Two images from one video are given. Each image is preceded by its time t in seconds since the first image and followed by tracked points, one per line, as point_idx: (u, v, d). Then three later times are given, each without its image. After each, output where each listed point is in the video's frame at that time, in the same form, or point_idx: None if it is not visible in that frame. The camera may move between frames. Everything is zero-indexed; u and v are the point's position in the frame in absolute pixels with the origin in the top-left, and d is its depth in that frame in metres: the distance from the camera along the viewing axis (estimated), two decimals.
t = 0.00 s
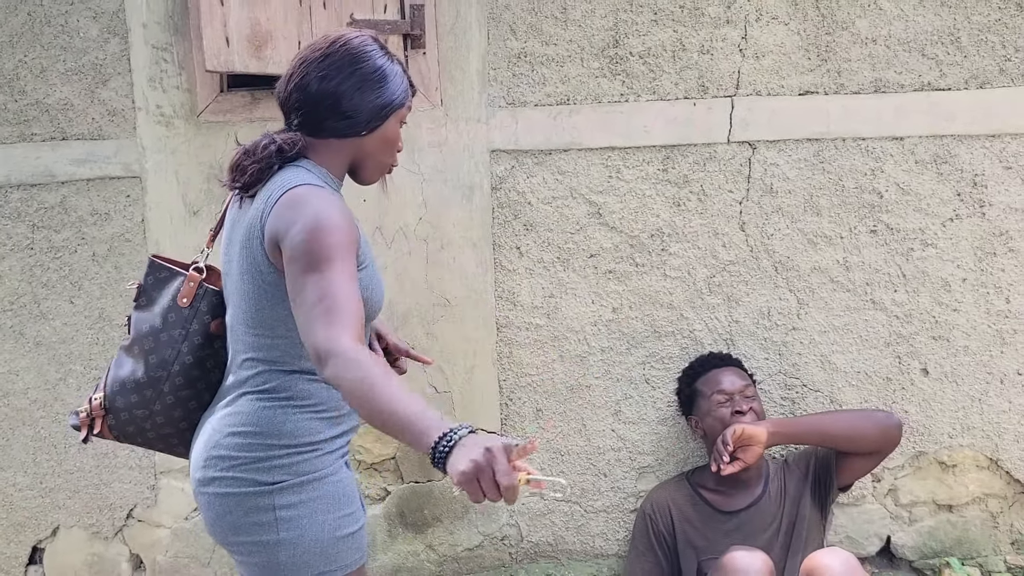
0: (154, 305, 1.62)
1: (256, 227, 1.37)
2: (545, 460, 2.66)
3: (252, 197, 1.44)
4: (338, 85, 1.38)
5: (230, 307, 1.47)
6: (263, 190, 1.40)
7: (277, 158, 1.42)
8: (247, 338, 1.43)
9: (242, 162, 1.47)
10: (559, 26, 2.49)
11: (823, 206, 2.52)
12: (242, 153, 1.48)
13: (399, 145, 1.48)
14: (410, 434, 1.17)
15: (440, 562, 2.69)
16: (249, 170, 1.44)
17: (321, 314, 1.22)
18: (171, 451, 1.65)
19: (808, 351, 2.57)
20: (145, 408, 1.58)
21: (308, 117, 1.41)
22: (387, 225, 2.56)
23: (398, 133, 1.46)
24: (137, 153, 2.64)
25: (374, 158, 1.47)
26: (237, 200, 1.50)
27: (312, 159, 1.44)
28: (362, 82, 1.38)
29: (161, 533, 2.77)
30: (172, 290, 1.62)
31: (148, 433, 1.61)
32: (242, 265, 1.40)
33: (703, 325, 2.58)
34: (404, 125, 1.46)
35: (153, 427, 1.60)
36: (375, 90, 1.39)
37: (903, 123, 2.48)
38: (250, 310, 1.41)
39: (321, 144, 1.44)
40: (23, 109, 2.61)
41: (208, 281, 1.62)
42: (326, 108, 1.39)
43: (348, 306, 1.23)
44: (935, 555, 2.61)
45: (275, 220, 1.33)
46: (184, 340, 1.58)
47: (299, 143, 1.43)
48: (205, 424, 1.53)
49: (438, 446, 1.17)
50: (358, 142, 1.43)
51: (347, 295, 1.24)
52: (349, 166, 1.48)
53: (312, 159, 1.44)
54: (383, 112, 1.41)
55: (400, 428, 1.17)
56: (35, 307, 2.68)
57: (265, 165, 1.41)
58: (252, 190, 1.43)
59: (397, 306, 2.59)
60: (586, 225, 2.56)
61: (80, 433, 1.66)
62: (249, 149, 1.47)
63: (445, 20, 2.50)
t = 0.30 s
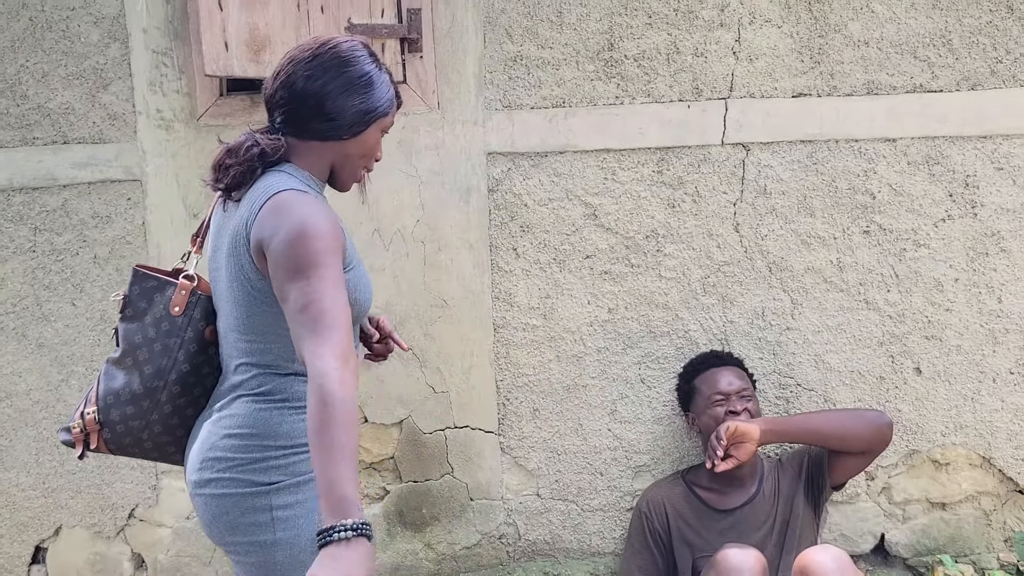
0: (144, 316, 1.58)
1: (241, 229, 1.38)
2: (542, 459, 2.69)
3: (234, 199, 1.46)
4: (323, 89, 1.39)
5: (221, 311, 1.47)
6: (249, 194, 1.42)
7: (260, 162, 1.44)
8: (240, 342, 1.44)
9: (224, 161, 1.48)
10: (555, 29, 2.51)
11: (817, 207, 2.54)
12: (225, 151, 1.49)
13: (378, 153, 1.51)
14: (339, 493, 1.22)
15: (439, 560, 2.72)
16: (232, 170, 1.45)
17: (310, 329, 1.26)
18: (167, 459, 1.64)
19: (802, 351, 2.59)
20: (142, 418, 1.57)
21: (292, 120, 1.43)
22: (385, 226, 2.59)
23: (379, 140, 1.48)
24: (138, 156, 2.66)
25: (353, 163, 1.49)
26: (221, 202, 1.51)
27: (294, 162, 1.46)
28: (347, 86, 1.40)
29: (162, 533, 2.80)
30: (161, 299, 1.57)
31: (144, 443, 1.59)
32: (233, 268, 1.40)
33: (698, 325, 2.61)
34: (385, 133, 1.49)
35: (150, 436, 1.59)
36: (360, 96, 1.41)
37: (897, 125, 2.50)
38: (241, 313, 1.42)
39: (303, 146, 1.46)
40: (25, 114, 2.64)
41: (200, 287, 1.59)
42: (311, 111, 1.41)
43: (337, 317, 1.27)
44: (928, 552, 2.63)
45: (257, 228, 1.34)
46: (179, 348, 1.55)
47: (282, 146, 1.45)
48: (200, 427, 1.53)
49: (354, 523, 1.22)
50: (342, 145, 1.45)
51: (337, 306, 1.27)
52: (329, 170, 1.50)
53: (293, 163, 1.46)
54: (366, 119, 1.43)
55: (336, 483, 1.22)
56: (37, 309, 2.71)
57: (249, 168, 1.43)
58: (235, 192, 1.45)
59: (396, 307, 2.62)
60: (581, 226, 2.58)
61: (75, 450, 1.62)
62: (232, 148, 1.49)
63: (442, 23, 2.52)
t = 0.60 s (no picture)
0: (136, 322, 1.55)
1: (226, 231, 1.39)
2: (543, 458, 2.70)
3: (222, 201, 1.47)
4: (311, 90, 1.40)
5: (210, 316, 1.47)
6: (236, 197, 1.42)
7: (247, 163, 1.44)
8: (228, 346, 1.44)
9: (211, 161, 1.49)
10: (556, 31, 2.52)
11: (817, 208, 2.56)
12: (213, 151, 1.49)
13: (365, 158, 1.52)
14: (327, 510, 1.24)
15: (441, 559, 2.73)
16: (219, 171, 1.46)
17: (298, 341, 1.27)
18: (163, 465, 1.62)
19: (801, 350, 2.61)
20: (138, 425, 1.55)
21: (279, 121, 1.44)
22: (386, 226, 2.60)
23: (366, 145, 1.49)
24: (142, 158, 2.69)
25: (339, 167, 1.50)
26: (209, 203, 1.52)
27: (281, 164, 1.47)
28: (335, 89, 1.41)
29: (166, 531, 2.83)
30: (154, 304, 1.56)
31: (141, 449, 1.57)
32: (220, 272, 1.40)
33: (698, 325, 2.62)
34: (372, 139, 1.50)
35: (147, 442, 1.57)
36: (348, 100, 1.42)
37: (896, 126, 2.51)
38: (226, 318, 1.42)
39: (291, 149, 1.47)
40: (30, 116, 2.66)
41: (192, 291, 1.56)
42: (299, 113, 1.41)
43: (326, 329, 1.28)
44: (927, 551, 2.65)
45: (245, 236, 1.34)
46: (172, 353, 1.53)
47: (270, 148, 1.46)
48: (194, 433, 1.53)
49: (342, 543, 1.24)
50: (329, 147, 1.46)
51: (325, 319, 1.28)
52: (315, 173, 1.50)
53: (280, 165, 1.47)
54: (353, 123, 1.44)
55: (324, 500, 1.24)
56: (42, 309, 2.73)
57: (236, 170, 1.44)
58: (222, 193, 1.47)
59: (398, 308, 2.63)
60: (582, 227, 2.60)
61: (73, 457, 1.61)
62: (220, 148, 1.49)
63: (443, 25, 2.54)
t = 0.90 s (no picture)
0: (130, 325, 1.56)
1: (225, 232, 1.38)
2: (547, 459, 2.69)
3: (218, 202, 1.47)
4: (305, 89, 1.39)
5: (207, 319, 1.47)
6: (232, 198, 1.41)
7: (243, 164, 1.44)
8: (225, 349, 1.43)
9: (207, 162, 1.49)
10: (560, 31, 2.51)
11: (823, 208, 2.54)
12: (209, 152, 1.49)
13: (361, 158, 1.51)
14: (337, 513, 1.23)
15: (445, 561, 2.73)
16: (215, 172, 1.46)
17: (299, 344, 1.26)
18: (156, 470, 1.61)
19: (807, 351, 2.59)
20: (131, 429, 1.53)
21: (273, 121, 1.43)
22: (390, 227, 2.59)
23: (362, 145, 1.48)
24: (146, 158, 2.68)
25: (335, 167, 1.49)
26: (206, 206, 1.52)
27: (276, 165, 1.46)
28: (329, 87, 1.40)
29: (170, 532, 2.82)
30: (148, 307, 1.56)
31: (134, 454, 1.56)
32: (216, 275, 1.39)
33: (703, 326, 2.61)
34: (368, 139, 1.49)
35: (140, 447, 1.55)
36: (342, 99, 1.41)
37: (903, 125, 2.50)
38: (223, 320, 1.41)
39: (286, 150, 1.46)
40: (34, 116, 2.66)
41: (186, 295, 1.57)
42: (293, 112, 1.41)
43: (326, 331, 1.27)
44: (935, 553, 2.63)
45: (243, 240, 1.34)
46: (166, 357, 1.53)
47: (265, 148, 1.45)
48: (191, 437, 1.52)
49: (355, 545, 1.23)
50: (323, 147, 1.45)
51: (325, 320, 1.27)
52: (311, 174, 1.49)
53: (275, 166, 1.46)
54: (348, 122, 1.43)
55: (334, 504, 1.23)
56: (46, 310, 2.73)
57: (231, 171, 1.44)
58: (218, 194, 1.47)
59: (402, 309, 2.63)
60: (587, 227, 2.59)
61: (65, 461, 1.58)
62: (215, 149, 1.49)
63: (447, 25, 2.53)
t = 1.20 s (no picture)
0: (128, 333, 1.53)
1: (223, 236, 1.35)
2: (553, 464, 2.66)
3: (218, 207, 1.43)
4: (307, 90, 1.36)
5: (207, 325, 1.44)
6: (232, 201, 1.39)
7: (244, 167, 1.41)
8: (225, 356, 1.40)
9: (208, 165, 1.46)
10: (566, 30, 2.48)
11: (833, 209, 2.50)
12: (209, 155, 1.46)
13: (364, 160, 1.48)
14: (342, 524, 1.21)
15: (450, 567, 2.70)
16: (216, 176, 1.43)
17: (301, 352, 1.24)
18: (155, 480, 1.58)
19: (817, 354, 2.55)
20: (129, 438, 1.51)
21: (275, 123, 1.40)
22: (395, 229, 2.56)
23: (365, 147, 1.45)
24: (149, 160, 2.66)
25: (338, 169, 1.46)
26: (206, 210, 1.48)
27: (277, 167, 1.43)
28: (332, 88, 1.37)
29: (173, 537, 2.80)
30: (147, 313, 1.54)
31: (132, 464, 1.53)
32: (217, 281, 1.36)
33: (711, 329, 2.57)
34: (371, 140, 1.46)
35: (138, 457, 1.53)
36: (345, 100, 1.38)
37: (914, 125, 2.46)
38: (222, 327, 1.38)
39: (288, 152, 1.43)
40: (37, 118, 2.64)
41: (186, 300, 1.53)
42: (295, 114, 1.37)
43: (329, 339, 1.25)
44: (948, 561, 2.59)
45: (244, 244, 1.31)
46: (165, 364, 1.50)
47: (267, 150, 1.42)
48: (190, 446, 1.49)
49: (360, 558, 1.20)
50: (325, 149, 1.42)
51: (328, 328, 1.25)
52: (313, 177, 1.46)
53: (276, 168, 1.43)
54: (351, 124, 1.40)
55: (339, 515, 1.21)
56: (49, 313, 2.71)
57: (232, 174, 1.41)
58: (219, 198, 1.44)
59: (406, 312, 2.60)
60: (594, 230, 2.55)
61: (62, 473, 1.56)
62: (216, 152, 1.46)
63: (452, 24, 2.50)
